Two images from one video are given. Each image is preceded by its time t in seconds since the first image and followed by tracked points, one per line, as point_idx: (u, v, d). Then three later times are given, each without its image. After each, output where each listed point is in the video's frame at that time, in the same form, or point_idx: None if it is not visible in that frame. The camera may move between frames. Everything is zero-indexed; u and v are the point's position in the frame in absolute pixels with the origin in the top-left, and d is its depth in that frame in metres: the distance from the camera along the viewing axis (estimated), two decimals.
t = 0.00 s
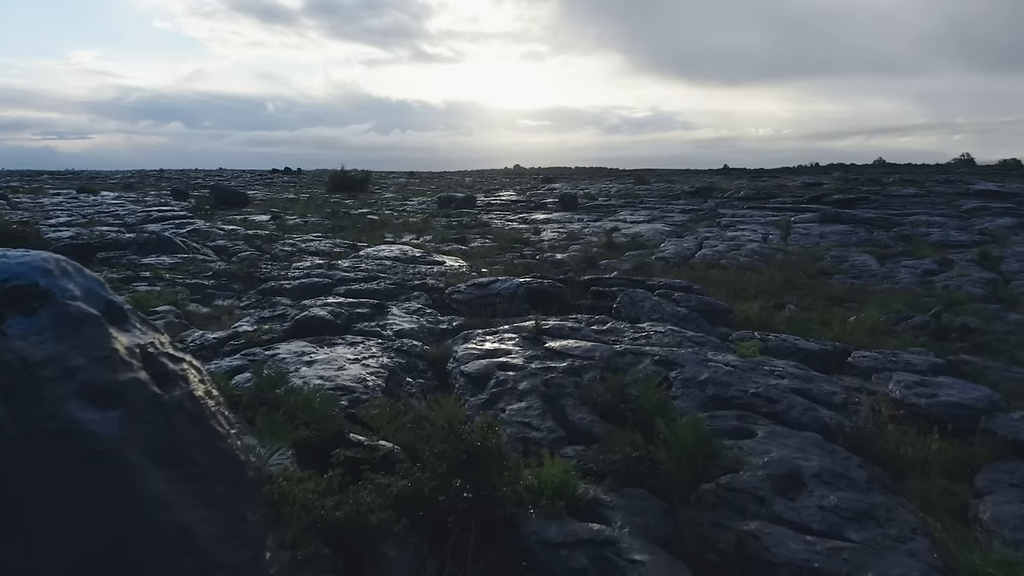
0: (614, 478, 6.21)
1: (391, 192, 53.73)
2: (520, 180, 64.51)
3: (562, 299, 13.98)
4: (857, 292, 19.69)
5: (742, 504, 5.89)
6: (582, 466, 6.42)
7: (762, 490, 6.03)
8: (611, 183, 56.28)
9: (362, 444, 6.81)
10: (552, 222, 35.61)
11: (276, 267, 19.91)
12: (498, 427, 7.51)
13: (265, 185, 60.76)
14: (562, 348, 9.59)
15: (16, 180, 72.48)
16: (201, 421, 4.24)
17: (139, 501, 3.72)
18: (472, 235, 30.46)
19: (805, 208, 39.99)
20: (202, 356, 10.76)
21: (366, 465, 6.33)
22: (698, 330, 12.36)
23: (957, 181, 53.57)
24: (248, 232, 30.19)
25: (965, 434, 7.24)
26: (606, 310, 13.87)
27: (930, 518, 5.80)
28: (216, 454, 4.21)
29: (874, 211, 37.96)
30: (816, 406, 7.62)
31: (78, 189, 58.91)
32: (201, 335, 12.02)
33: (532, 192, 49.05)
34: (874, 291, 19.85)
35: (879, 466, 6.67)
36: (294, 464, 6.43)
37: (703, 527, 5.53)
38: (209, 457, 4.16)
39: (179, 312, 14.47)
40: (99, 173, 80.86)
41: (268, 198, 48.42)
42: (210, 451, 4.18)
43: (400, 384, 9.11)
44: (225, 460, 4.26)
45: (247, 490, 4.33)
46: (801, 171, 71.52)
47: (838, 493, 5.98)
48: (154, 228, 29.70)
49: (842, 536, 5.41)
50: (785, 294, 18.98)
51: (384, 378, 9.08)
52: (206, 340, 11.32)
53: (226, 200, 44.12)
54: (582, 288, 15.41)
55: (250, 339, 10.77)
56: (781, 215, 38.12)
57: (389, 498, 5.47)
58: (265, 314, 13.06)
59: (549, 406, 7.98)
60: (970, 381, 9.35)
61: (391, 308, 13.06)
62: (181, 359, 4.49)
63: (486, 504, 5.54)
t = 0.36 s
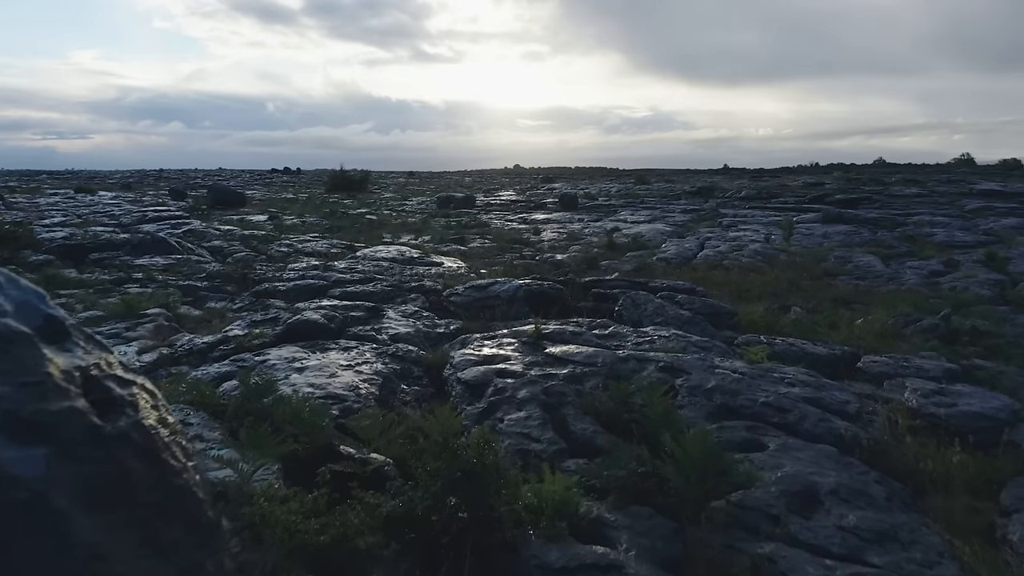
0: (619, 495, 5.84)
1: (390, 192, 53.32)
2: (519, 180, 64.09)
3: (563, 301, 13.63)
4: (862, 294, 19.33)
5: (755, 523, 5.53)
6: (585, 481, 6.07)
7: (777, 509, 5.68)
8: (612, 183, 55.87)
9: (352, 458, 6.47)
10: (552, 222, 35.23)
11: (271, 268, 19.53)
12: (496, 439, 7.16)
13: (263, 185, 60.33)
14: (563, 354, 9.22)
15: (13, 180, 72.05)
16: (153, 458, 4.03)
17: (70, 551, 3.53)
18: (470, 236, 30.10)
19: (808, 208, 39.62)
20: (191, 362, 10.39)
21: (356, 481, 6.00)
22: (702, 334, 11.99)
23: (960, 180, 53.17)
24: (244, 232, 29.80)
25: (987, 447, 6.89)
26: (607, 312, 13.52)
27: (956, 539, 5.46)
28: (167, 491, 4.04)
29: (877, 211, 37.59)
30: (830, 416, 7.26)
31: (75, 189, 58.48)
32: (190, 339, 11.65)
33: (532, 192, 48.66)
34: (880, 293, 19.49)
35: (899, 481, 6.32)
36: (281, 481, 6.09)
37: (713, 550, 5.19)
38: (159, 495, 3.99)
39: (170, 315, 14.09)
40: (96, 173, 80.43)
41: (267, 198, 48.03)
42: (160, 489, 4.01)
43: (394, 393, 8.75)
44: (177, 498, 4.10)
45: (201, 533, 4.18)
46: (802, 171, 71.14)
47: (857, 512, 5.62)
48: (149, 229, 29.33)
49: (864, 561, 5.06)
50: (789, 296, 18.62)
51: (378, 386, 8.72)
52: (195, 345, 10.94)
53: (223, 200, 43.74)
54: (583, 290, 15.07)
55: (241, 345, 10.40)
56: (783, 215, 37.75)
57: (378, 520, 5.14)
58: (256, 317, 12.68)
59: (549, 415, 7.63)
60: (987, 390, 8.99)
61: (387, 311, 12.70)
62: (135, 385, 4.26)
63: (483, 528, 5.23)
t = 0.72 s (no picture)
0: (625, 515, 5.49)
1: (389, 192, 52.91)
2: (519, 180, 63.68)
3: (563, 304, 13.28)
4: (868, 296, 18.98)
5: (770, 547, 5.18)
6: (588, 501, 5.71)
7: (793, 530, 5.33)
8: (612, 183, 55.45)
9: (340, 475, 6.13)
10: (552, 222, 34.84)
11: (266, 270, 19.17)
12: (494, 452, 6.81)
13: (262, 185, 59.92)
14: (564, 361, 8.85)
15: (12, 180, 71.72)
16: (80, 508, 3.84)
17: None
18: (469, 236, 29.74)
19: (810, 207, 39.24)
20: (178, 368, 10.03)
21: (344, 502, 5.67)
22: (707, 339, 11.62)
23: (963, 180, 52.78)
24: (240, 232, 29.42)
25: (1013, 461, 6.55)
26: (609, 316, 13.16)
27: (986, 565, 5.10)
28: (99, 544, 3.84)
29: (881, 211, 37.20)
30: (844, 428, 6.90)
31: (72, 189, 58.08)
32: (179, 343, 11.29)
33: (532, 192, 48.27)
34: (886, 295, 19.12)
35: (921, 499, 5.96)
36: (264, 499, 5.74)
37: None
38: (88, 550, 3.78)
39: (160, 318, 13.73)
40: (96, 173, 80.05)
41: (265, 198, 47.63)
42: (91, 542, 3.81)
43: (388, 402, 8.39)
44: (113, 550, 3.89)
45: None
46: (803, 170, 70.73)
47: (879, 535, 5.27)
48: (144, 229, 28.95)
49: None
50: (794, 298, 18.27)
51: (370, 394, 8.35)
52: (183, 350, 10.58)
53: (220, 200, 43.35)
54: (584, 292, 14.72)
55: (229, 350, 10.03)
56: (786, 215, 37.38)
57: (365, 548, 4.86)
58: (248, 321, 12.32)
59: (549, 426, 7.27)
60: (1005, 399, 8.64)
61: (382, 314, 12.34)
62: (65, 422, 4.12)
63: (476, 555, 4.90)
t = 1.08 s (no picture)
0: (629, 541, 5.13)
1: (388, 191, 52.50)
2: (519, 180, 63.24)
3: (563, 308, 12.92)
4: (874, 298, 18.62)
5: None
6: (591, 525, 5.33)
7: (812, 559, 4.94)
8: (612, 183, 55.02)
9: (325, 495, 5.76)
10: (552, 222, 34.47)
11: (260, 272, 18.77)
12: (490, 469, 6.43)
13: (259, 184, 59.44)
14: (564, 369, 8.46)
15: (9, 180, 71.37)
16: None
17: None
18: (468, 237, 29.37)
19: (812, 208, 38.88)
20: (163, 376, 9.64)
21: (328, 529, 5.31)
22: (712, 344, 11.25)
23: (966, 180, 52.38)
24: (236, 233, 29.04)
25: None
26: (610, 320, 12.79)
27: None
28: None
29: (884, 212, 36.84)
30: (861, 443, 6.52)
31: (69, 189, 57.67)
32: (166, 349, 10.90)
33: (531, 192, 47.87)
34: (892, 297, 18.76)
35: (946, 522, 5.58)
36: (244, 523, 5.34)
37: None
38: None
39: (149, 322, 13.34)
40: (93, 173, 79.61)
41: (263, 198, 47.22)
42: None
43: (380, 413, 7.99)
44: None
45: None
46: (804, 170, 70.31)
47: (905, 563, 4.89)
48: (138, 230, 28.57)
49: None
50: (798, 301, 17.92)
51: (362, 405, 7.96)
52: (169, 357, 10.20)
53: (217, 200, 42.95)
54: (585, 295, 14.35)
55: (216, 357, 9.65)
56: (788, 215, 37.02)
57: None
58: (238, 325, 11.94)
59: (549, 440, 6.89)
60: None
61: (377, 318, 11.96)
62: None
63: None
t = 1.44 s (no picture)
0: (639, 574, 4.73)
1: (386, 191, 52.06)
2: (518, 180, 62.80)
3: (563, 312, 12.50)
4: (882, 300, 18.21)
5: None
6: (596, 556, 4.93)
7: None
8: (612, 182, 54.57)
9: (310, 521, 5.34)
10: (553, 223, 34.05)
11: (253, 273, 18.32)
12: (487, 490, 6.02)
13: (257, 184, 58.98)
14: (567, 379, 8.03)
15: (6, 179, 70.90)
16: None
17: None
18: (466, 237, 28.95)
19: (815, 208, 38.46)
20: (147, 386, 9.21)
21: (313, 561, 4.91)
22: (719, 350, 10.83)
23: (970, 180, 51.91)
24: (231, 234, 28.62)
25: None
26: (613, 325, 12.37)
27: None
28: None
29: (888, 212, 36.41)
30: (885, 461, 6.11)
31: (66, 189, 57.24)
32: (151, 356, 10.45)
33: (531, 192, 47.45)
34: (900, 300, 18.35)
35: (979, 548, 5.16)
36: (220, 552, 4.98)
37: None
38: None
39: (136, 327, 12.90)
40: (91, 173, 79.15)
41: (262, 197, 46.76)
42: None
43: (372, 426, 7.57)
44: None
45: None
46: (806, 169, 69.85)
47: None
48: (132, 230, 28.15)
49: None
50: (804, 304, 17.51)
51: (353, 416, 7.54)
52: (153, 364, 9.74)
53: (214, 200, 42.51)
54: (586, 298, 13.94)
55: (202, 366, 9.21)
56: (791, 215, 36.60)
57: None
58: (227, 330, 11.51)
59: (551, 457, 6.48)
60: None
61: (371, 323, 11.53)
62: None
63: None
